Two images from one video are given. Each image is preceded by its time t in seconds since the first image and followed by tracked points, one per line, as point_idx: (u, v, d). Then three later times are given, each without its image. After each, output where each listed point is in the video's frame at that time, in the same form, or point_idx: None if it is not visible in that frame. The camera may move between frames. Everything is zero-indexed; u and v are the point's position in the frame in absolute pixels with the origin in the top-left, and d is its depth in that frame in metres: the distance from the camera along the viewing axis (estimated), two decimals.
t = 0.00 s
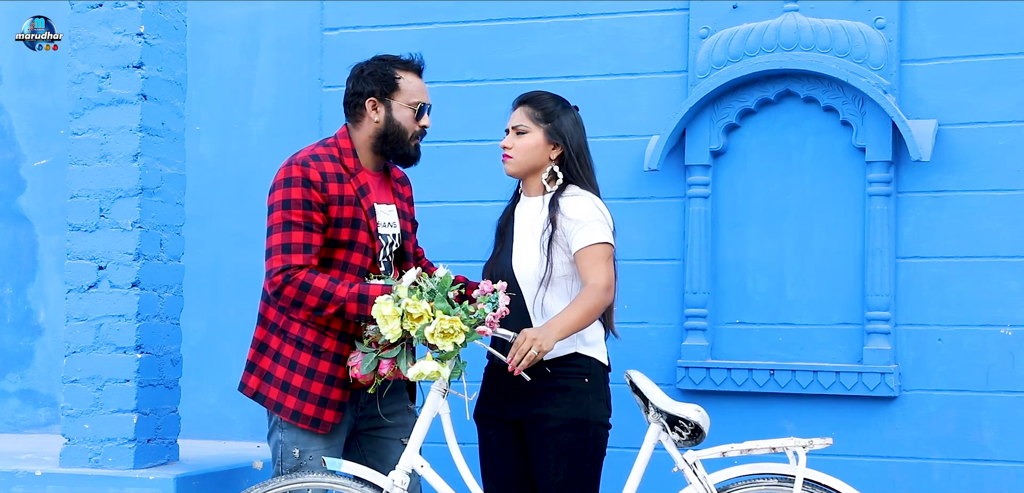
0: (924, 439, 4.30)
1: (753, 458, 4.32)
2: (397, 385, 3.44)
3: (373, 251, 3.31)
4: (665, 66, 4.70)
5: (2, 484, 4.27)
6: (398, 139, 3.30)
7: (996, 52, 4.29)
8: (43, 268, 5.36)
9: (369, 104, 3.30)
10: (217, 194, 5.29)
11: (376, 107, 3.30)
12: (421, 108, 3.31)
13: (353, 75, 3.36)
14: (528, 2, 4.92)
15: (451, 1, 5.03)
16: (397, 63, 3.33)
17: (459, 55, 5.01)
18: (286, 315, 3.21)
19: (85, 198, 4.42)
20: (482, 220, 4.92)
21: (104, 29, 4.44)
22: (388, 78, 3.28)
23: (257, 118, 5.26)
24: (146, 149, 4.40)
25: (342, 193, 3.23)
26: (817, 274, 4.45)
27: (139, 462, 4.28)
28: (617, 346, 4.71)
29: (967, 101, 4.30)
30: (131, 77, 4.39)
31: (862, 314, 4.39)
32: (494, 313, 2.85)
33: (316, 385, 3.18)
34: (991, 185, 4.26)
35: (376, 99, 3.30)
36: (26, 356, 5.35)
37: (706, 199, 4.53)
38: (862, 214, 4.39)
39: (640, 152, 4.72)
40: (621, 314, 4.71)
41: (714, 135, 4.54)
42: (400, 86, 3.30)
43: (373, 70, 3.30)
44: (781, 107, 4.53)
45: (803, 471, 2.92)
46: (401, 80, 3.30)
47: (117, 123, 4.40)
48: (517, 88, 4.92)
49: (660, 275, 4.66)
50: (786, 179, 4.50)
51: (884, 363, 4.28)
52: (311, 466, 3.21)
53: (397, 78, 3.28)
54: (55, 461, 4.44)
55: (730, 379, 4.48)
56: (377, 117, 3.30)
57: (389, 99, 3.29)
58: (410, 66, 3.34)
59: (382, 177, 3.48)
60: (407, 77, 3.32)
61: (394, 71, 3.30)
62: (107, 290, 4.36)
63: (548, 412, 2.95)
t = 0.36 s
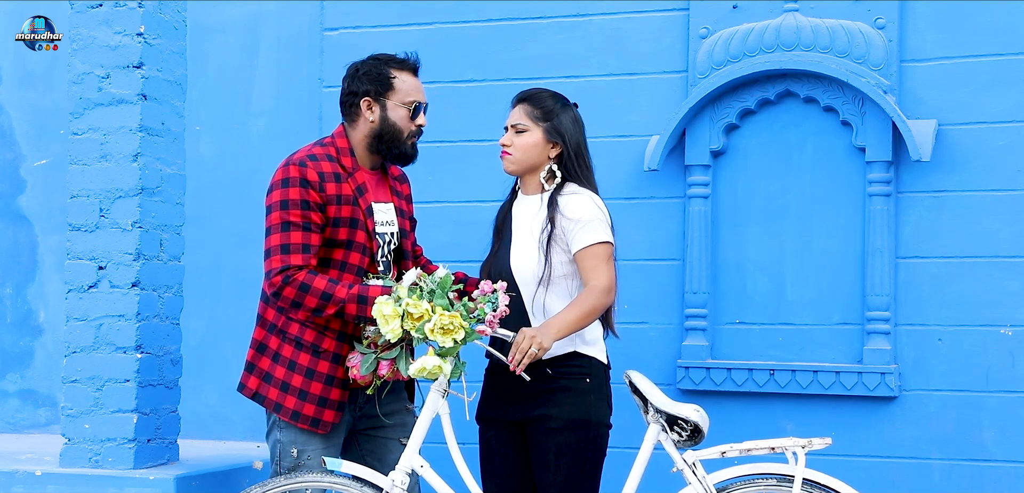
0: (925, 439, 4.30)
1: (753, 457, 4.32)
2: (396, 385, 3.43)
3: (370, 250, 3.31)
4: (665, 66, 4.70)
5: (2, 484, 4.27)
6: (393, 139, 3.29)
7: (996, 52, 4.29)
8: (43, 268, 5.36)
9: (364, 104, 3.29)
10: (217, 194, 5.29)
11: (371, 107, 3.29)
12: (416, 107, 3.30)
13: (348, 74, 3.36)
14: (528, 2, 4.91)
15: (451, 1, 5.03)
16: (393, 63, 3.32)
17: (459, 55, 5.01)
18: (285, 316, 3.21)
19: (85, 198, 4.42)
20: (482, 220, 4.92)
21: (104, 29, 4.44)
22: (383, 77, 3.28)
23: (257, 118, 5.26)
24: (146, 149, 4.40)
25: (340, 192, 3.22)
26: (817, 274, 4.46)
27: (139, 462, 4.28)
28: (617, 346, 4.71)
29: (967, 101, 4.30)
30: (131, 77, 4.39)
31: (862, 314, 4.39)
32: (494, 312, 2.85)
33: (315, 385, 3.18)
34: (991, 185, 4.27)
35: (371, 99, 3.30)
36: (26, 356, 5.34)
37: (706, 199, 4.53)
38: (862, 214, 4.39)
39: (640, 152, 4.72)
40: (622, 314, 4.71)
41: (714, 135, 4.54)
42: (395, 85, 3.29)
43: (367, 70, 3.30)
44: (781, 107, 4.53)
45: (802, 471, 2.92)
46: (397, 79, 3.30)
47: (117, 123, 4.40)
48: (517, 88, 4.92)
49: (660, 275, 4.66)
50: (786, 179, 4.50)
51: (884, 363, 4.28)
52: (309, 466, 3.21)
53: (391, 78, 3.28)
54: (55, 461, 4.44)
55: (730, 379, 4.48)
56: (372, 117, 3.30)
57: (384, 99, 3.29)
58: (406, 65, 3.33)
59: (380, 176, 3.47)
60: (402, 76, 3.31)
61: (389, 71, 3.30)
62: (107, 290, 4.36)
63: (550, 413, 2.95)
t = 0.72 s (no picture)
0: (924, 439, 4.30)
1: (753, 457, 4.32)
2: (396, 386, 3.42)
3: (367, 248, 3.30)
4: (665, 66, 4.70)
5: (2, 484, 4.27)
6: (385, 140, 3.27)
7: (996, 52, 4.29)
8: (43, 268, 5.36)
9: (356, 104, 3.28)
10: (217, 194, 5.29)
11: (363, 107, 3.28)
12: (409, 109, 3.27)
13: (344, 74, 3.35)
14: (528, 2, 4.91)
15: (451, 1, 5.03)
16: (387, 63, 3.30)
17: (459, 55, 5.01)
18: (283, 315, 3.21)
19: (85, 198, 4.42)
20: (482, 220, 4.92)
21: (104, 29, 4.45)
22: (376, 78, 3.26)
23: (257, 118, 5.26)
24: (146, 149, 4.41)
25: (336, 191, 3.22)
26: (816, 274, 4.45)
27: (139, 462, 4.28)
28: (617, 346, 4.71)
29: (967, 101, 4.30)
30: (131, 77, 4.39)
31: (862, 314, 4.39)
32: (490, 312, 2.84)
33: (313, 384, 3.18)
34: (991, 184, 4.26)
35: (363, 99, 3.28)
36: (26, 356, 5.35)
37: (706, 199, 4.53)
38: (862, 214, 4.39)
39: (640, 152, 4.72)
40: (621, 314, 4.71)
41: (714, 135, 4.54)
42: (388, 87, 3.27)
43: (362, 70, 3.29)
44: (781, 107, 4.52)
45: (798, 471, 2.92)
46: (390, 80, 3.27)
47: (117, 123, 4.40)
48: (517, 88, 4.92)
49: (660, 275, 4.66)
50: (786, 179, 4.50)
51: (884, 363, 4.28)
52: (307, 466, 3.21)
53: (384, 79, 3.26)
54: (55, 461, 4.44)
55: (730, 379, 4.47)
56: (364, 118, 3.29)
57: (376, 100, 3.27)
58: (401, 66, 3.31)
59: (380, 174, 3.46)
60: (396, 77, 3.29)
61: (383, 71, 3.28)
62: (107, 290, 4.36)
63: (563, 412, 2.96)
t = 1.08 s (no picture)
0: (924, 439, 4.30)
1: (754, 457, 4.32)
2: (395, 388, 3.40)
3: (356, 242, 3.26)
4: (665, 66, 4.70)
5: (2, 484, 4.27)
6: (370, 135, 3.23)
7: (996, 52, 4.29)
8: (43, 268, 5.36)
9: (344, 100, 3.28)
10: (217, 194, 5.29)
11: (350, 103, 3.27)
12: (393, 104, 3.22)
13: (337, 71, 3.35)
14: (528, 2, 4.92)
15: (451, 1, 5.03)
16: (376, 59, 3.28)
17: (459, 55, 5.01)
18: (275, 310, 3.22)
19: (85, 198, 4.42)
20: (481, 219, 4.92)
21: (104, 29, 4.45)
22: (362, 74, 3.25)
23: (257, 118, 5.26)
24: (146, 149, 4.41)
25: (323, 183, 3.22)
26: (816, 274, 4.45)
27: (139, 462, 4.28)
28: (617, 346, 4.71)
29: (967, 101, 4.30)
30: (131, 77, 4.39)
31: (862, 314, 4.39)
32: (484, 313, 2.82)
33: (303, 379, 3.18)
34: (991, 185, 4.27)
35: (350, 95, 3.27)
36: (26, 356, 5.35)
37: (706, 199, 4.53)
38: (862, 213, 4.39)
39: (640, 152, 4.72)
40: (621, 314, 4.71)
41: (714, 135, 4.54)
42: (373, 82, 3.24)
43: (351, 67, 3.28)
44: (781, 107, 4.53)
45: (797, 471, 2.92)
46: (376, 76, 3.24)
47: (117, 123, 4.40)
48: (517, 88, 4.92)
49: (660, 275, 4.66)
50: (786, 179, 4.50)
51: (884, 363, 4.28)
52: (301, 466, 3.21)
53: (370, 74, 3.24)
54: (55, 461, 4.44)
55: (730, 379, 4.48)
56: (351, 113, 3.27)
57: (362, 96, 3.25)
58: (389, 61, 3.28)
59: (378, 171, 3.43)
60: (382, 73, 3.25)
61: (369, 67, 3.26)
62: (107, 290, 4.36)
63: (574, 411, 2.98)
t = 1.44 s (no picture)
0: (924, 439, 4.30)
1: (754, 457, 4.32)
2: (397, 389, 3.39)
3: (355, 238, 3.25)
4: (665, 66, 4.70)
5: (2, 484, 4.27)
6: (352, 127, 3.23)
7: (996, 52, 4.29)
8: (43, 268, 5.36)
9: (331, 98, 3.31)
10: (217, 194, 5.29)
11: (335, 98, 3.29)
12: (368, 92, 3.21)
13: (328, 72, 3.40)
14: (528, 2, 4.92)
15: (451, 1, 5.03)
16: (355, 52, 3.27)
17: (459, 55, 5.00)
18: (275, 308, 3.22)
19: (85, 198, 4.42)
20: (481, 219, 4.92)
21: (104, 29, 4.45)
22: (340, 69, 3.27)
23: (257, 118, 5.26)
24: (146, 149, 4.41)
25: (320, 180, 3.21)
26: (816, 274, 4.45)
27: (139, 462, 4.28)
28: (617, 346, 4.71)
29: (967, 101, 4.30)
30: (131, 77, 4.39)
31: (862, 314, 4.39)
32: (489, 312, 2.80)
33: (304, 376, 3.18)
34: (991, 185, 4.26)
35: (334, 91, 3.30)
36: (26, 356, 5.35)
37: (706, 199, 4.53)
38: (862, 213, 4.39)
39: (640, 152, 4.72)
40: (621, 314, 4.71)
41: (714, 135, 4.54)
42: (350, 74, 3.24)
43: (333, 63, 3.30)
44: (781, 107, 4.52)
45: (796, 471, 2.92)
46: (352, 67, 3.25)
47: (117, 123, 4.40)
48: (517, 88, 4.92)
49: (660, 275, 4.66)
50: (786, 179, 4.50)
51: (884, 363, 4.28)
52: (301, 466, 3.21)
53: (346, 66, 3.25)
54: (55, 461, 4.44)
55: (730, 379, 4.48)
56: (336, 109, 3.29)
57: (342, 89, 3.26)
58: (367, 51, 3.27)
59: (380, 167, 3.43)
60: (359, 64, 3.25)
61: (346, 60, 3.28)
62: (107, 290, 4.36)
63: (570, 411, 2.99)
